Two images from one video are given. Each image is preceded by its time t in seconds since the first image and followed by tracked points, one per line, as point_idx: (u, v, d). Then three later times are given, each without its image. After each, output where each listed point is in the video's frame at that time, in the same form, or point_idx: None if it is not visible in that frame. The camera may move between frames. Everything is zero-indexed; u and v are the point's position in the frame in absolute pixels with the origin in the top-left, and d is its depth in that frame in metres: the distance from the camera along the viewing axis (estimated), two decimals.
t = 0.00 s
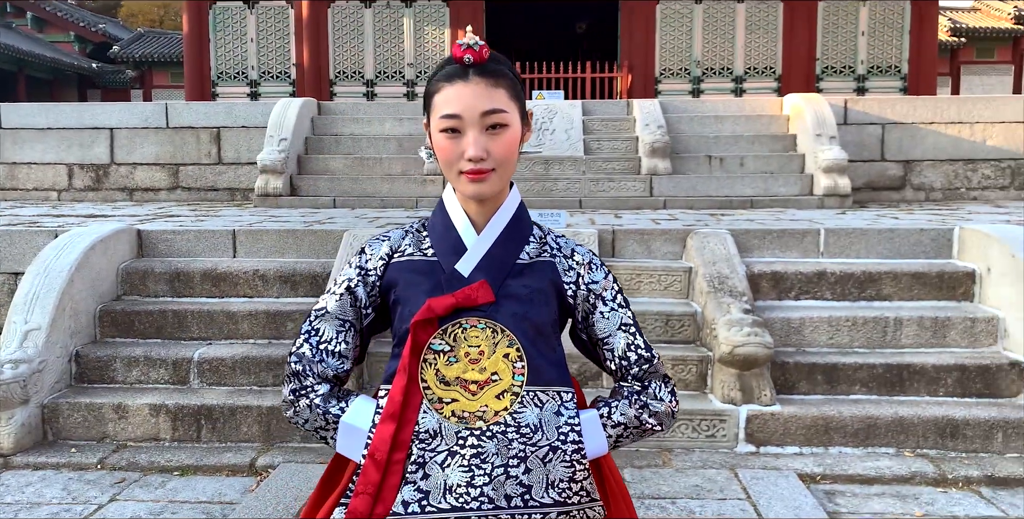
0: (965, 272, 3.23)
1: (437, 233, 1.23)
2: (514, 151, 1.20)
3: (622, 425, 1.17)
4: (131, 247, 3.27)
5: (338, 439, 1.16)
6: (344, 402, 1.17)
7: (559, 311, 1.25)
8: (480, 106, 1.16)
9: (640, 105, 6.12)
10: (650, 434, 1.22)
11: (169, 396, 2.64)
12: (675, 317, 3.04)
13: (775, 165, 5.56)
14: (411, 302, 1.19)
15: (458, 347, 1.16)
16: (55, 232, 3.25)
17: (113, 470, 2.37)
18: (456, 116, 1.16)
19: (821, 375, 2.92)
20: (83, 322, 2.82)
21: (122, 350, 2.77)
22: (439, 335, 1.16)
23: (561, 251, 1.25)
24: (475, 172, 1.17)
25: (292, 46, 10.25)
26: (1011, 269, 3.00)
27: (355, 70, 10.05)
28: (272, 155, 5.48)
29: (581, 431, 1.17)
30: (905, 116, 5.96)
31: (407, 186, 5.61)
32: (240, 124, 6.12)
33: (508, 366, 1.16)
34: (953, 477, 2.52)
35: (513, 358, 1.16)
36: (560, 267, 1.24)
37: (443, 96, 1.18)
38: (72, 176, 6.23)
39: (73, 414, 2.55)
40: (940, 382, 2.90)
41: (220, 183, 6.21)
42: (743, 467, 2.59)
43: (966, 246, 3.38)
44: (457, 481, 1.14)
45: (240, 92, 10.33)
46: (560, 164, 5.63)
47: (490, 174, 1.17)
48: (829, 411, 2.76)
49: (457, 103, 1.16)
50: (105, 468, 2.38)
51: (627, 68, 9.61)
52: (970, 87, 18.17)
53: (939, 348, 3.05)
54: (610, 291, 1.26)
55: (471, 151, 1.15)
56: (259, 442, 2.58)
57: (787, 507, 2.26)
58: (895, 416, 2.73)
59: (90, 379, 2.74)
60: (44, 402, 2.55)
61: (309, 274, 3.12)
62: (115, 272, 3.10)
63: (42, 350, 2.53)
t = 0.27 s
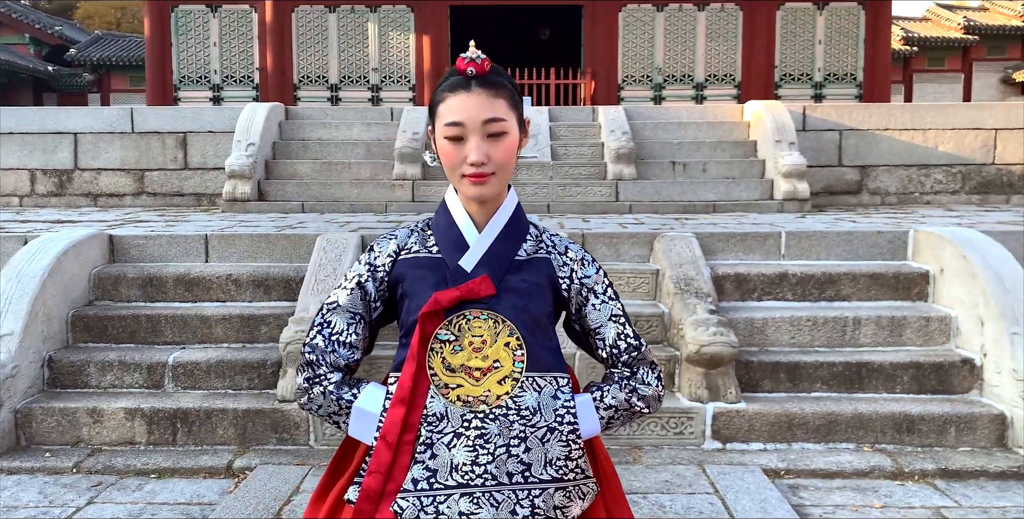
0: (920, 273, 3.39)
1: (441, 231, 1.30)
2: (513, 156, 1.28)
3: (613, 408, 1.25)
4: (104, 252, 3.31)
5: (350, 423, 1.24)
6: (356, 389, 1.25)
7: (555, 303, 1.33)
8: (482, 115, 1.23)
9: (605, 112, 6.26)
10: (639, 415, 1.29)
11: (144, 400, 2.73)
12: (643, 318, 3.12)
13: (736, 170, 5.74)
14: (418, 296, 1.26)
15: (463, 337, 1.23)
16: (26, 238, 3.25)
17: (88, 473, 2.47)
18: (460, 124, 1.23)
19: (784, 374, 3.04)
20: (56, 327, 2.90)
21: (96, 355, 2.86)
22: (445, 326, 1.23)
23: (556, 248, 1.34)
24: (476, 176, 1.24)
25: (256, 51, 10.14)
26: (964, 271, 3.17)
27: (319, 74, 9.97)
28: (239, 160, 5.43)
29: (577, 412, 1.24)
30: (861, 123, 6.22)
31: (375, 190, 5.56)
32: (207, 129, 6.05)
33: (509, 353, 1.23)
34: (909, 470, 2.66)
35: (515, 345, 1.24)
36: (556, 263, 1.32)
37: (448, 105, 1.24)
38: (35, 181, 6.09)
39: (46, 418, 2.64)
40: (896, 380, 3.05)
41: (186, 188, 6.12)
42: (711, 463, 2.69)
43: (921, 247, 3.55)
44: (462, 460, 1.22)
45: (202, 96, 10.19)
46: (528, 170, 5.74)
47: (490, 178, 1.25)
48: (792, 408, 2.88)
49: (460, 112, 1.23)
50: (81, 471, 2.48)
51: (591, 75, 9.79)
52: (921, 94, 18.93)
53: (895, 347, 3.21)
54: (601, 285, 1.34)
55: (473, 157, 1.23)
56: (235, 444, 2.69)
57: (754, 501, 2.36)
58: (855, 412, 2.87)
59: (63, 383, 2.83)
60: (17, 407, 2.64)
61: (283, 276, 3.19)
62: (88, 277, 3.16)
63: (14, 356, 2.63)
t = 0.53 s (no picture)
0: (885, 275, 3.47)
1: (446, 233, 1.39)
2: (513, 166, 1.36)
3: (604, 395, 1.34)
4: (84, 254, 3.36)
5: (363, 410, 1.32)
6: (368, 379, 1.34)
7: (550, 300, 1.41)
8: (486, 128, 1.31)
9: (580, 117, 6.40)
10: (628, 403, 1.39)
11: (128, 400, 2.78)
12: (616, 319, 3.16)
13: (707, 176, 5.92)
14: (424, 294, 1.35)
15: (466, 330, 1.31)
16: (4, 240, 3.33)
17: (73, 473, 2.51)
18: (465, 136, 1.31)
19: (755, 373, 3.08)
20: (37, 329, 2.94)
21: (78, 357, 2.90)
22: (450, 321, 1.30)
23: (552, 250, 1.42)
24: (479, 185, 1.33)
25: (228, 53, 10.09)
26: (926, 275, 3.27)
27: (292, 77, 9.95)
28: (216, 163, 5.44)
29: (571, 399, 1.33)
30: (828, 129, 6.46)
31: (353, 194, 5.60)
32: (183, 131, 6.04)
33: (510, 345, 1.31)
34: (874, 465, 2.76)
35: (514, 337, 1.31)
36: (552, 262, 1.41)
37: (453, 118, 1.33)
38: (7, 183, 6.03)
39: (28, 420, 2.68)
40: (863, 378, 3.12)
41: (161, 190, 6.09)
42: (684, 459, 2.72)
43: (885, 251, 3.63)
44: (466, 443, 1.30)
45: (174, 98, 10.10)
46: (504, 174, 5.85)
47: (492, 186, 1.33)
48: (762, 406, 2.93)
49: (466, 125, 1.31)
50: (65, 472, 2.52)
51: (564, 79, 9.95)
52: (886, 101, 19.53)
53: (862, 346, 3.28)
54: (593, 284, 1.42)
55: (476, 167, 1.31)
56: (218, 444, 2.74)
57: (726, 494, 2.42)
58: (823, 410, 2.93)
59: (45, 385, 2.86)
60: None
61: (264, 277, 3.25)
62: (69, 279, 3.20)
63: None
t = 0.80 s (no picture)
0: (862, 279, 3.56)
1: (445, 240, 1.45)
2: (508, 179, 1.43)
3: (593, 391, 1.41)
4: (77, 255, 3.51)
5: (369, 404, 1.39)
6: (372, 376, 1.40)
7: (543, 303, 1.47)
8: (483, 143, 1.38)
9: (566, 121, 6.50)
10: (615, 399, 1.47)
11: (121, 398, 2.94)
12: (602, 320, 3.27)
13: (691, 180, 6.03)
14: (425, 296, 1.41)
15: (464, 330, 1.37)
16: None
17: (68, 469, 2.67)
18: (464, 151, 1.38)
19: (735, 373, 3.16)
20: (32, 328, 3.11)
21: (71, 356, 3.06)
22: (449, 322, 1.37)
23: (545, 256, 1.48)
24: (477, 196, 1.39)
25: (214, 54, 10.05)
26: (901, 280, 3.37)
27: (279, 78, 9.97)
28: (206, 165, 5.47)
29: (563, 396, 1.39)
30: (809, 134, 6.60)
31: (341, 196, 5.62)
32: (171, 133, 6.07)
33: (505, 345, 1.37)
34: (851, 462, 2.83)
35: (509, 337, 1.37)
36: (546, 267, 1.47)
37: (453, 133, 1.39)
38: None
39: (24, 416, 2.84)
40: (841, 379, 3.19)
41: (149, 191, 6.12)
42: (669, 457, 2.79)
43: (863, 256, 3.71)
44: (462, 435, 1.35)
45: (159, 99, 10.05)
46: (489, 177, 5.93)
47: (489, 197, 1.39)
48: (743, 405, 3.00)
49: (465, 140, 1.38)
50: (60, 467, 2.68)
51: (549, 84, 10.06)
52: (868, 105, 19.86)
53: (840, 348, 3.36)
54: (582, 287, 1.50)
55: (474, 179, 1.38)
56: (211, 441, 2.88)
57: (707, 490, 2.50)
58: (801, 409, 3.01)
59: (40, 382, 3.03)
60: None
61: (255, 279, 3.39)
62: (62, 280, 3.37)
63: None
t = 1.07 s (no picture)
0: (849, 282, 3.64)
1: (439, 240, 1.51)
2: (500, 183, 1.49)
3: (579, 383, 1.48)
4: (79, 254, 3.58)
5: (368, 395, 1.45)
6: (371, 368, 1.46)
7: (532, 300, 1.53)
8: (476, 149, 1.44)
9: (561, 125, 6.58)
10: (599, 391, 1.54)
11: (123, 394, 3.01)
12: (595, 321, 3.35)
13: (684, 184, 6.12)
14: (421, 293, 1.46)
15: (457, 325, 1.42)
16: None
17: (72, 463, 2.76)
18: (458, 155, 1.44)
19: (725, 373, 3.24)
20: (35, 324, 3.18)
21: (74, 352, 3.13)
22: (444, 317, 1.42)
23: (534, 256, 1.54)
24: (469, 199, 1.45)
25: (211, 55, 10.09)
26: (887, 283, 3.45)
27: (276, 80, 10.02)
28: (204, 165, 5.52)
29: (551, 388, 1.45)
30: (801, 140, 6.70)
31: (338, 197, 5.68)
32: (169, 133, 6.12)
33: (496, 339, 1.42)
34: (836, 460, 2.90)
35: (499, 332, 1.43)
36: (535, 266, 1.53)
37: (447, 140, 1.46)
38: None
39: (28, 411, 2.92)
40: (827, 379, 3.27)
41: (148, 191, 6.17)
42: (659, 454, 2.86)
43: (850, 259, 3.80)
44: (455, 424, 1.40)
45: (156, 99, 10.09)
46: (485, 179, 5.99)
47: (481, 199, 1.45)
48: (731, 404, 3.08)
49: (458, 146, 1.44)
50: (64, 461, 2.77)
51: (545, 87, 10.14)
52: (862, 111, 20.06)
53: (827, 349, 3.44)
54: (570, 286, 1.56)
55: (467, 182, 1.44)
56: (211, 437, 2.95)
57: (696, 485, 2.57)
58: (789, 408, 3.08)
59: (42, 378, 3.10)
60: None
61: (255, 278, 3.45)
62: (64, 277, 3.43)
63: None
